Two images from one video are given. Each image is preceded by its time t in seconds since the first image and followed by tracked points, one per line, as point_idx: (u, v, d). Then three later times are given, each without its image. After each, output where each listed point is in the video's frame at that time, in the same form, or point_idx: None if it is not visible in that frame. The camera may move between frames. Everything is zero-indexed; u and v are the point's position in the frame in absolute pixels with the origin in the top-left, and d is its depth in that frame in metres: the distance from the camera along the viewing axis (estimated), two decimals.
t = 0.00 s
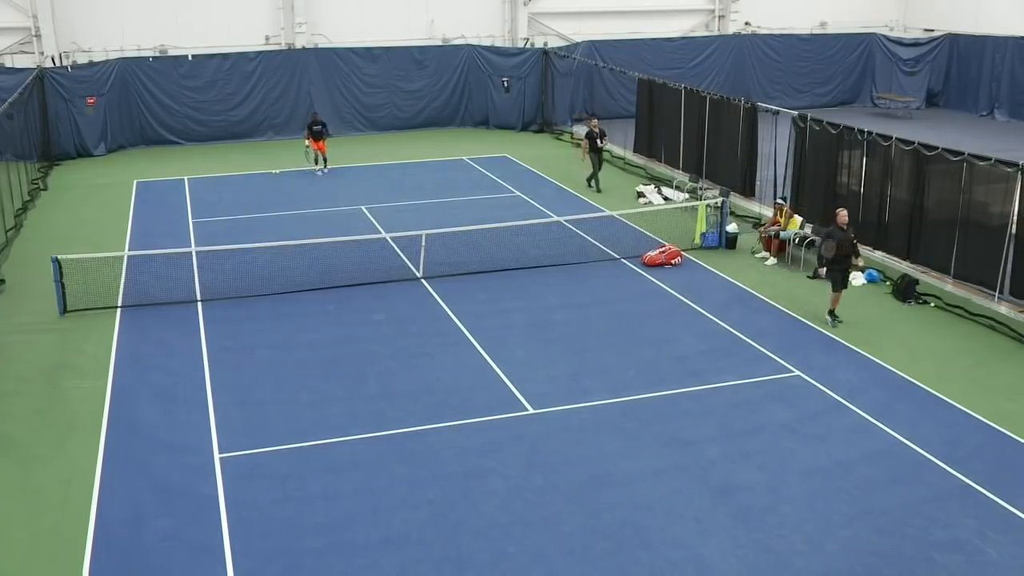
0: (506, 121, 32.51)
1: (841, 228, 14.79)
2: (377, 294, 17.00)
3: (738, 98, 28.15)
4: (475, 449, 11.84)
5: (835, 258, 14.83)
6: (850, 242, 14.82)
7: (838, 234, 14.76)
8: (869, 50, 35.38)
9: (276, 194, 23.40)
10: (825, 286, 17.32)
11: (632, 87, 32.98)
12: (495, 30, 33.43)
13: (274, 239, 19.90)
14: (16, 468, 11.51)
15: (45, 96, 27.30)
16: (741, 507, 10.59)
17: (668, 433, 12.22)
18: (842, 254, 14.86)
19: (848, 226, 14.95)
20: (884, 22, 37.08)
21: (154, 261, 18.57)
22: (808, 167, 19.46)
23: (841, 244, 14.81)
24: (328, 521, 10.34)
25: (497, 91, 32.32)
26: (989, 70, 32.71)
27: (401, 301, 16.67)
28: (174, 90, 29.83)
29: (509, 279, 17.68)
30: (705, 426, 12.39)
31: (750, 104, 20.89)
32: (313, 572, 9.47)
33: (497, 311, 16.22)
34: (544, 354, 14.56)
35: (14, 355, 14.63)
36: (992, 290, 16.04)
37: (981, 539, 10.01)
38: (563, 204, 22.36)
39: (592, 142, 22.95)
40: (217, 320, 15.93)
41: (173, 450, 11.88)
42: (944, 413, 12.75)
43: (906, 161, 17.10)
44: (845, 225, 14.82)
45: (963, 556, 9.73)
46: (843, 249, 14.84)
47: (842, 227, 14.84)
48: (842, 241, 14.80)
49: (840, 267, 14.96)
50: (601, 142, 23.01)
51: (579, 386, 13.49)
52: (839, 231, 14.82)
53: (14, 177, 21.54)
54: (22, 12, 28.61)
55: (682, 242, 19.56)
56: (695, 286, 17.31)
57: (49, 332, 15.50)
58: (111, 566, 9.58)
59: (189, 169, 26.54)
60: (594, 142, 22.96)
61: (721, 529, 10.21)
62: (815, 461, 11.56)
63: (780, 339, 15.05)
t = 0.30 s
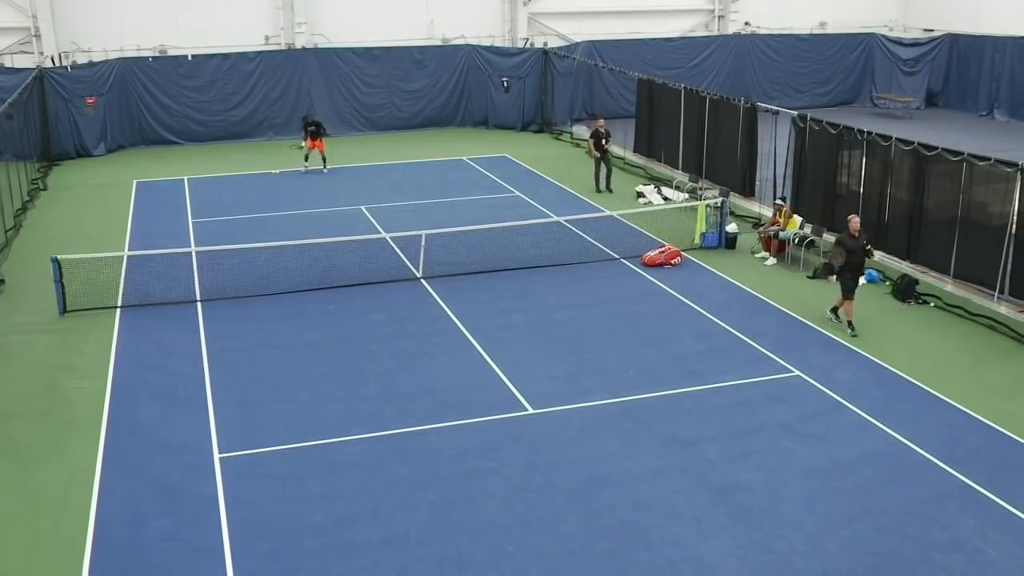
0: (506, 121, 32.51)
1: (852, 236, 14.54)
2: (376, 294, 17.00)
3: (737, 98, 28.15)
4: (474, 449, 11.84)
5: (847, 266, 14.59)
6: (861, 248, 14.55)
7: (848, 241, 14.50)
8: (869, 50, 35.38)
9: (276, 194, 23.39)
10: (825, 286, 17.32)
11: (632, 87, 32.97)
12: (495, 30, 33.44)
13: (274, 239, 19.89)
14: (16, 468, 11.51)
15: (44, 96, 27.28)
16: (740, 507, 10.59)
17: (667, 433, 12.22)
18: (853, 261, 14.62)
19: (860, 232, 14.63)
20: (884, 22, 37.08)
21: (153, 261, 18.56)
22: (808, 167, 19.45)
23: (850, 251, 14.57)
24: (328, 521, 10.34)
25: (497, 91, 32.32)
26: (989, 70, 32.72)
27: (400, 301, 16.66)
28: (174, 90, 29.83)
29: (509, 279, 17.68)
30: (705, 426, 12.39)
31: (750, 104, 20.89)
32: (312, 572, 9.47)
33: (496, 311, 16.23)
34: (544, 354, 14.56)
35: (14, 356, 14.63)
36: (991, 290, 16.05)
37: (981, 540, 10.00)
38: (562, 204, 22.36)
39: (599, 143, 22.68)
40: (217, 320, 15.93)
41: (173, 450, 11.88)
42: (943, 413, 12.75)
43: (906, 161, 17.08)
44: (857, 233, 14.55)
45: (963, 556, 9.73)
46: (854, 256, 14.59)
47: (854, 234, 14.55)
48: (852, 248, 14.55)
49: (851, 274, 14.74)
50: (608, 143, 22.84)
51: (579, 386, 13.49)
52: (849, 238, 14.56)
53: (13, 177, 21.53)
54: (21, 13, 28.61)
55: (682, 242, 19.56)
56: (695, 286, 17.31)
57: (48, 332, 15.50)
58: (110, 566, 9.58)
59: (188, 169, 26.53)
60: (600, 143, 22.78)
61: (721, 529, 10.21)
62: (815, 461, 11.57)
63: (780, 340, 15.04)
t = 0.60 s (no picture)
0: (504, 120, 32.50)
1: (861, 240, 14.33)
2: (375, 294, 17.00)
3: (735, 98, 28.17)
4: (473, 449, 11.84)
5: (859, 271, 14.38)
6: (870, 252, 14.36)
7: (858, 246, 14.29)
8: (867, 51, 35.40)
9: (274, 194, 23.37)
10: (823, 286, 17.33)
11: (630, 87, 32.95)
12: (493, 30, 33.45)
13: (272, 239, 19.88)
14: (15, 468, 11.50)
15: (42, 96, 27.26)
16: (739, 507, 10.60)
17: (666, 433, 12.23)
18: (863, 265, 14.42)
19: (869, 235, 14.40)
20: (882, 22, 37.13)
21: (151, 261, 18.55)
22: (806, 166, 19.46)
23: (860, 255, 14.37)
24: (327, 521, 10.34)
25: (495, 91, 32.30)
26: (986, 70, 32.77)
27: (399, 301, 16.66)
28: (171, 90, 29.79)
29: (507, 279, 17.68)
30: (703, 426, 12.40)
31: (747, 104, 20.90)
32: (311, 572, 9.47)
33: (495, 311, 16.23)
34: (542, 354, 14.56)
35: (12, 356, 14.62)
36: (989, 290, 16.07)
37: (979, 540, 10.02)
38: (560, 204, 22.37)
39: (605, 145, 22.43)
40: (215, 319, 15.93)
41: (171, 450, 11.87)
42: (942, 413, 12.76)
43: (903, 161, 17.09)
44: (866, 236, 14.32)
45: (961, 556, 9.75)
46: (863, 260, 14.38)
47: (863, 237, 14.34)
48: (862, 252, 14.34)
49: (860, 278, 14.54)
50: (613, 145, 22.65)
51: (577, 386, 13.50)
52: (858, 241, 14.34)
53: (10, 177, 21.50)
54: (19, 13, 28.57)
55: (680, 242, 19.56)
56: (693, 286, 17.32)
57: (46, 332, 15.49)
58: (109, 566, 9.57)
59: (186, 169, 26.50)
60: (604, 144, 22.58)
61: (720, 529, 10.21)
62: (813, 461, 11.58)
63: (778, 340, 15.05)
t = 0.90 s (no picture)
0: (501, 120, 32.50)
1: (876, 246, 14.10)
2: (373, 294, 17.00)
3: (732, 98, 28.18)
4: (471, 449, 11.85)
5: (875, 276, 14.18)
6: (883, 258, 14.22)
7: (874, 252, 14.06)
8: (863, 50, 35.48)
9: (271, 194, 23.36)
10: (820, 286, 17.35)
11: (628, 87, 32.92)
12: (490, 30, 33.43)
13: (270, 239, 19.87)
14: (13, 468, 11.50)
15: (38, 96, 27.25)
16: (736, 507, 10.62)
17: (664, 433, 12.24)
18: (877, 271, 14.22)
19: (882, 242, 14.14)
20: (879, 21, 37.18)
21: (149, 260, 18.54)
22: (804, 166, 19.48)
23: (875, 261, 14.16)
24: (324, 522, 10.33)
25: (492, 91, 32.27)
26: (983, 69, 32.81)
27: (396, 301, 16.67)
28: (168, 90, 29.77)
29: (505, 279, 17.68)
30: (701, 426, 12.41)
31: (744, 104, 20.91)
32: (309, 573, 9.47)
33: (493, 311, 16.23)
34: (540, 354, 14.57)
35: (9, 356, 14.61)
36: (986, 290, 16.10)
37: (976, 539, 10.03)
38: (557, 204, 22.36)
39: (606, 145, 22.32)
40: (213, 320, 15.92)
41: (169, 450, 11.86)
42: (939, 413, 12.78)
43: (901, 160, 17.10)
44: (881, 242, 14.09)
45: (958, 556, 9.76)
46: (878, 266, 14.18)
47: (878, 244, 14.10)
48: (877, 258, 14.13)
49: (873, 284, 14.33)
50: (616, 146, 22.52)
51: (575, 386, 13.50)
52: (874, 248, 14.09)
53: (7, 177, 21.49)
54: (16, 13, 28.54)
55: (676, 242, 19.57)
56: (690, 286, 17.33)
57: (44, 332, 15.48)
58: (106, 567, 9.57)
59: (183, 169, 26.48)
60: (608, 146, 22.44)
61: (717, 529, 10.23)
62: (810, 460, 11.59)
63: (776, 339, 15.06)
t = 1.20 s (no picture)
0: (496, 120, 32.45)
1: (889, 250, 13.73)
2: (367, 295, 16.93)
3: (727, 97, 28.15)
4: (465, 449, 11.79)
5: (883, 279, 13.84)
6: (897, 262, 13.79)
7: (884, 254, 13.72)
8: (858, 49, 35.60)
9: (265, 194, 23.27)
10: (816, 286, 17.31)
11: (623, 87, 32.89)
12: (484, 29, 33.34)
13: (263, 239, 19.79)
14: (5, 469, 11.42)
15: (31, 96, 27.11)
16: (732, 507, 10.58)
17: (659, 433, 12.20)
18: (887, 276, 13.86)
19: (898, 245, 13.77)
20: (875, 21, 37.20)
21: (143, 261, 18.46)
22: (799, 165, 19.46)
23: (885, 264, 13.81)
24: (318, 522, 10.27)
25: (487, 90, 32.25)
26: (978, 69, 32.85)
27: (391, 301, 16.61)
28: (161, 90, 29.66)
29: (500, 279, 17.62)
30: (696, 425, 12.38)
31: (740, 103, 20.89)
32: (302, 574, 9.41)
33: (488, 311, 16.18)
34: (535, 354, 14.52)
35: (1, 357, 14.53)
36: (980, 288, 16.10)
37: (971, 539, 10.00)
38: (552, 203, 22.31)
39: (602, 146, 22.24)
40: (206, 320, 15.84)
41: (163, 451, 11.80)
42: (934, 412, 12.76)
43: (896, 160, 17.08)
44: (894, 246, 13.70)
45: (954, 555, 9.74)
46: (889, 270, 13.82)
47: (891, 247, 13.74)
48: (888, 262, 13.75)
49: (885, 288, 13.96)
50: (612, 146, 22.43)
51: (569, 386, 13.45)
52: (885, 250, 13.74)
53: None
54: (7, 13, 28.38)
55: (672, 242, 19.54)
56: (686, 286, 17.29)
57: (36, 333, 15.39)
58: (99, 568, 9.50)
59: (176, 169, 26.37)
60: (605, 146, 22.35)
61: (713, 529, 10.19)
62: (806, 460, 11.56)
63: (772, 339, 15.03)
